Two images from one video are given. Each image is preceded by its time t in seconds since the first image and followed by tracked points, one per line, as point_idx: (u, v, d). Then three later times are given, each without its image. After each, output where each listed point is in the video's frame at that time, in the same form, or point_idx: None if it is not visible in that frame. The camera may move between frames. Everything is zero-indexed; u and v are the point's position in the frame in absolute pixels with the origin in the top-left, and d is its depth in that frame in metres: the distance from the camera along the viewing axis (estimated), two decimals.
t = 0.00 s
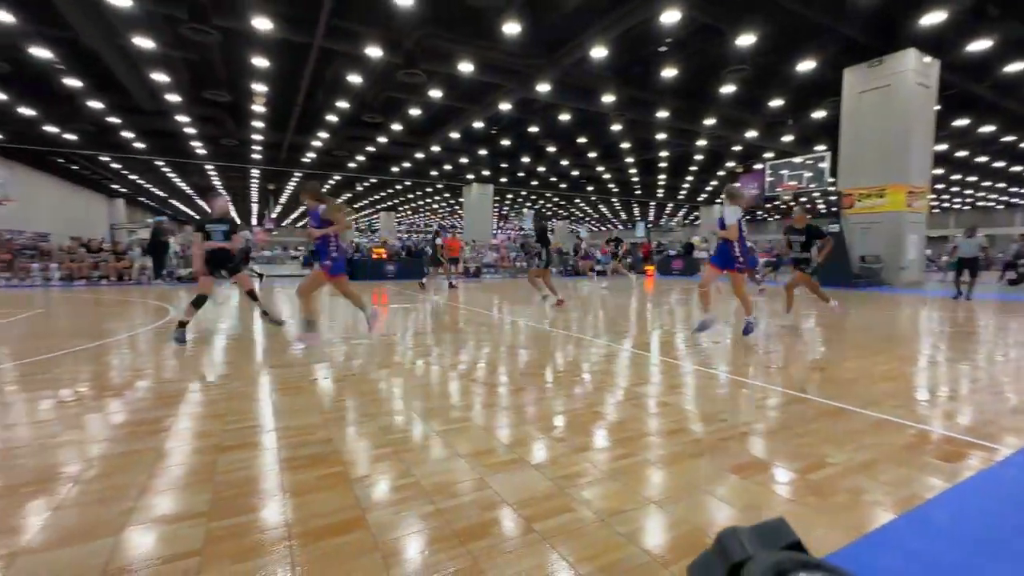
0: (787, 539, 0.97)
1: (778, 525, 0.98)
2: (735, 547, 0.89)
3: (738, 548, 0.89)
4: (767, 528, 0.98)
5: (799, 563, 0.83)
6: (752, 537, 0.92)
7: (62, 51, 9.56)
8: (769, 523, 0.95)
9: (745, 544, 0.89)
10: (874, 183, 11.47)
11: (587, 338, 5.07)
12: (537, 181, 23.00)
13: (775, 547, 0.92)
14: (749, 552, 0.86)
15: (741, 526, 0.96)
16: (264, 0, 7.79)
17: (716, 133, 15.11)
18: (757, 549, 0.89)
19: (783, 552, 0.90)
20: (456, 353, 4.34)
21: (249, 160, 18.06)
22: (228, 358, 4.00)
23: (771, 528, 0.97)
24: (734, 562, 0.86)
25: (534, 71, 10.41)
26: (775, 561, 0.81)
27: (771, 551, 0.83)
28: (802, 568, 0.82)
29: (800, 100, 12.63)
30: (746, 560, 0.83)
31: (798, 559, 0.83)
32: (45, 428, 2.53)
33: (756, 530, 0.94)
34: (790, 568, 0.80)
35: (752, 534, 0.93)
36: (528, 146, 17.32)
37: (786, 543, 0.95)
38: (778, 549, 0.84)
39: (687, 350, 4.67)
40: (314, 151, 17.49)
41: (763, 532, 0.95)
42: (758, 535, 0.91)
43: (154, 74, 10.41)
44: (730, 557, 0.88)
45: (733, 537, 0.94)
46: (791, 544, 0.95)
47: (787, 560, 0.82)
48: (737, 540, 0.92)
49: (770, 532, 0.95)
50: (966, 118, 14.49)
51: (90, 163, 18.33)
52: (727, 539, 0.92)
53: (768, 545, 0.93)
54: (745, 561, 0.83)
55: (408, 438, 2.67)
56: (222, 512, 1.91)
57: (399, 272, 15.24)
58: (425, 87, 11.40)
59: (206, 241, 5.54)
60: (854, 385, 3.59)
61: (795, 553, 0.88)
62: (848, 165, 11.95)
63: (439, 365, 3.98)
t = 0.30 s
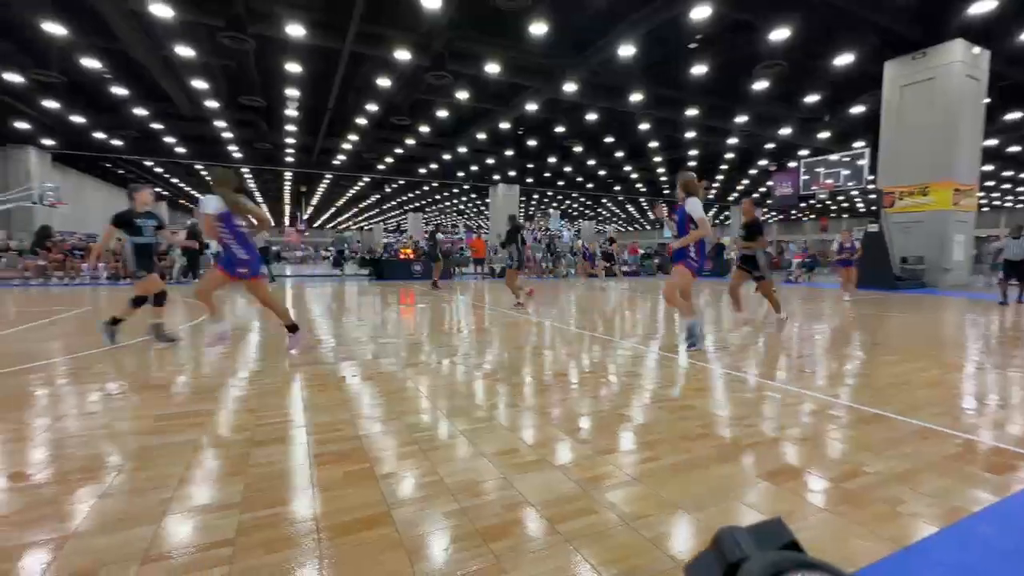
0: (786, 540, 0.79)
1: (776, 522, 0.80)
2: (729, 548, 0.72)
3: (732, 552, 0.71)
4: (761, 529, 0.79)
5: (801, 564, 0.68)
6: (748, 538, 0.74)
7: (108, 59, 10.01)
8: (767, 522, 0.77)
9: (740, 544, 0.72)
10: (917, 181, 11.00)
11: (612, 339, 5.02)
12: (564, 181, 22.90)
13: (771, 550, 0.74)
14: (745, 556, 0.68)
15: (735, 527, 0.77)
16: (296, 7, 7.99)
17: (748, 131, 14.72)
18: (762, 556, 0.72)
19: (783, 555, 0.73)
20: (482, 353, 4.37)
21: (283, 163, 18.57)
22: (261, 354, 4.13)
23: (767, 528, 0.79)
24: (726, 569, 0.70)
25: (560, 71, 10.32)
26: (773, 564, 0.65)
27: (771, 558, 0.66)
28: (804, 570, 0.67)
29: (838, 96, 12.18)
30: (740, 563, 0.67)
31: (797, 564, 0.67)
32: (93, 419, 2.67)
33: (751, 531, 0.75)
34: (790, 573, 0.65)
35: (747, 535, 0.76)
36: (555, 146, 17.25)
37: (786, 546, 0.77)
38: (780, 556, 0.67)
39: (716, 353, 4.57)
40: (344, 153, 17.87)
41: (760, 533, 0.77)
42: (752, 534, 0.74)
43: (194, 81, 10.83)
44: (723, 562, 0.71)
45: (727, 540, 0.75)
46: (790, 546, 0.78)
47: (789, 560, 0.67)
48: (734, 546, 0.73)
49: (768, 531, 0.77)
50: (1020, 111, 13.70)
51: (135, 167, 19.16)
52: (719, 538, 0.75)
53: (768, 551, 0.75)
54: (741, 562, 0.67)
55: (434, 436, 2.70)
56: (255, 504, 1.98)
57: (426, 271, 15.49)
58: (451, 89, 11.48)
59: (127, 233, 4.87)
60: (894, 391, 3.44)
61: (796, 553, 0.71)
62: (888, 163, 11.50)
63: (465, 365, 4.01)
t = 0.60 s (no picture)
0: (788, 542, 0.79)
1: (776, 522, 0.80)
2: (730, 547, 0.73)
3: (733, 552, 0.72)
4: (761, 529, 0.79)
5: (804, 565, 0.68)
6: (748, 539, 0.74)
7: (150, 67, 10.45)
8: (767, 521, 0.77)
9: (742, 545, 0.74)
10: (963, 177, 10.49)
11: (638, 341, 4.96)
12: (590, 181, 22.74)
13: (774, 551, 0.75)
14: (747, 555, 0.69)
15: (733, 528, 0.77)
16: (327, 13, 8.24)
17: (781, 128, 14.30)
18: (763, 556, 0.73)
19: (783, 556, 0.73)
20: (506, 353, 4.39)
21: (314, 166, 19.03)
22: (292, 352, 4.24)
23: (767, 527, 0.79)
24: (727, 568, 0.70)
25: (587, 70, 10.24)
26: (775, 564, 0.67)
27: (769, 555, 0.67)
28: (809, 570, 0.67)
29: (878, 91, 11.70)
30: (743, 563, 0.68)
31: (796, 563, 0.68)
32: (135, 412, 2.79)
33: (749, 532, 0.75)
34: (792, 573, 0.65)
35: (747, 536, 0.76)
36: (581, 146, 17.15)
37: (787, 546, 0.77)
38: (778, 555, 0.68)
39: (745, 355, 4.48)
40: (372, 155, 18.19)
41: (758, 533, 0.77)
42: (752, 534, 0.75)
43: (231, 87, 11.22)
44: (721, 559, 0.73)
45: (727, 540, 0.76)
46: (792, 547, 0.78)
47: (792, 561, 0.68)
48: (734, 546, 0.74)
49: (768, 532, 0.77)
50: None
51: (176, 171, 19.94)
52: (720, 539, 0.75)
53: (768, 553, 0.75)
54: (743, 563, 0.68)
55: (458, 435, 2.72)
56: (284, 497, 2.04)
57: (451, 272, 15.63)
58: (477, 90, 11.54)
59: None
60: (936, 398, 3.30)
61: (799, 555, 0.72)
62: (930, 159, 11.00)
63: (490, 364, 4.04)
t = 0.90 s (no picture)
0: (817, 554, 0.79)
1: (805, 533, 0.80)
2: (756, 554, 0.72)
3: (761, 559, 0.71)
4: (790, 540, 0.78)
5: None
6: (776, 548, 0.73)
7: (184, 73, 10.79)
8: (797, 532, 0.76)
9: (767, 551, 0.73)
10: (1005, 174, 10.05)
11: (661, 343, 4.89)
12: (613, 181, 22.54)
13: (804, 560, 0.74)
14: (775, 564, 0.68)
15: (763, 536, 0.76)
16: (353, 17, 8.39)
17: (810, 126, 13.91)
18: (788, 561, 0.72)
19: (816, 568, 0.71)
20: (527, 353, 4.39)
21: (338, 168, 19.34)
22: (318, 351, 4.32)
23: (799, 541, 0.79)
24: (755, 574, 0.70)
25: (610, 69, 10.15)
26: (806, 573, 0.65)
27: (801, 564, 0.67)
28: None
29: (914, 86, 11.25)
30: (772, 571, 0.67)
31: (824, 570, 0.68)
32: (168, 407, 2.88)
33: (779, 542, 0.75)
34: None
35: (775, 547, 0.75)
36: (604, 146, 17.01)
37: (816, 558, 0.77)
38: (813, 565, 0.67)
39: (772, 359, 4.37)
40: (395, 156, 18.39)
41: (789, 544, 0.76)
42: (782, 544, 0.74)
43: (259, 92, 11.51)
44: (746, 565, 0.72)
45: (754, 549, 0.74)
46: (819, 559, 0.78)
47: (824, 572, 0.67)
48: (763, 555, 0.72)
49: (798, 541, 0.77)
50: None
51: (207, 173, 20.54)
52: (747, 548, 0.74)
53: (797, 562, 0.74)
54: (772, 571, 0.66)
55: (480, 435, 2.73)
56: (309, 492, 2.08)
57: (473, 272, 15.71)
58: (499, 91, 11.55)
59: None
60: (977, 405, 3.16)
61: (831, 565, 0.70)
62: (969, 154, 10.58)
63: (511, 365, 4.04)
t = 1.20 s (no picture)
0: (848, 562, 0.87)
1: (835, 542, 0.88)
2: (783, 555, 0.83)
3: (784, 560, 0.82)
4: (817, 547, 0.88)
5: None
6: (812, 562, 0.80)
7: (219, 79, 11.16)
8: (827, 542, 0.85)
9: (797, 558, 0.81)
10: None
11: (687, 346, 4.80)
12: (638, 181, 22.27)
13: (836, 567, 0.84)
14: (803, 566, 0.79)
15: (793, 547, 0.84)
16: (380, 21, 8.54)
17: (844, 122, 13.44)
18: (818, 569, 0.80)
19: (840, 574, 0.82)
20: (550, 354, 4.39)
21: (364, 170, 19.67)
22: (344, 349, 4.42)
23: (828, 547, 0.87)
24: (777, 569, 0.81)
25: (635, 68, 10.03)
26: None
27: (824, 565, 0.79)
28: None
29: (957, 80, 10.74)
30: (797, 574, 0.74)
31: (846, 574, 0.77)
32: (202, 403, 2.98)
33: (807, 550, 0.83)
34: None
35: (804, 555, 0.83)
36: (629, 146, 16.82)
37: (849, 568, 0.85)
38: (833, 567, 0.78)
39: (804, 363, 4.24)
40: (420, 158, 18.61)
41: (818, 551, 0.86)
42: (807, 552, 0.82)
43: (289, 96, 11.81)
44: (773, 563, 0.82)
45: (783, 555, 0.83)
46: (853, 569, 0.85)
47: None
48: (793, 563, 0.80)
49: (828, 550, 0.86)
50: None
51: (241, 176, 21.17)
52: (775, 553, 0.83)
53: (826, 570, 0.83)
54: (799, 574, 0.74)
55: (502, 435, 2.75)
56: (335, 488, 2.12)
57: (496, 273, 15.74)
58: (523, 91, 11.55)
59: None
60: None
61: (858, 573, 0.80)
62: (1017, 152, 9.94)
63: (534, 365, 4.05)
